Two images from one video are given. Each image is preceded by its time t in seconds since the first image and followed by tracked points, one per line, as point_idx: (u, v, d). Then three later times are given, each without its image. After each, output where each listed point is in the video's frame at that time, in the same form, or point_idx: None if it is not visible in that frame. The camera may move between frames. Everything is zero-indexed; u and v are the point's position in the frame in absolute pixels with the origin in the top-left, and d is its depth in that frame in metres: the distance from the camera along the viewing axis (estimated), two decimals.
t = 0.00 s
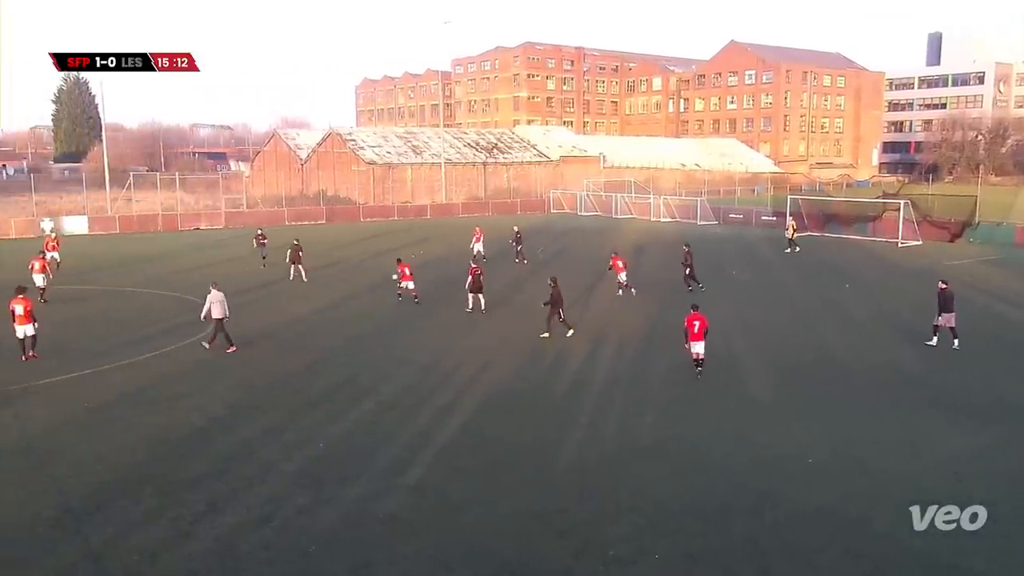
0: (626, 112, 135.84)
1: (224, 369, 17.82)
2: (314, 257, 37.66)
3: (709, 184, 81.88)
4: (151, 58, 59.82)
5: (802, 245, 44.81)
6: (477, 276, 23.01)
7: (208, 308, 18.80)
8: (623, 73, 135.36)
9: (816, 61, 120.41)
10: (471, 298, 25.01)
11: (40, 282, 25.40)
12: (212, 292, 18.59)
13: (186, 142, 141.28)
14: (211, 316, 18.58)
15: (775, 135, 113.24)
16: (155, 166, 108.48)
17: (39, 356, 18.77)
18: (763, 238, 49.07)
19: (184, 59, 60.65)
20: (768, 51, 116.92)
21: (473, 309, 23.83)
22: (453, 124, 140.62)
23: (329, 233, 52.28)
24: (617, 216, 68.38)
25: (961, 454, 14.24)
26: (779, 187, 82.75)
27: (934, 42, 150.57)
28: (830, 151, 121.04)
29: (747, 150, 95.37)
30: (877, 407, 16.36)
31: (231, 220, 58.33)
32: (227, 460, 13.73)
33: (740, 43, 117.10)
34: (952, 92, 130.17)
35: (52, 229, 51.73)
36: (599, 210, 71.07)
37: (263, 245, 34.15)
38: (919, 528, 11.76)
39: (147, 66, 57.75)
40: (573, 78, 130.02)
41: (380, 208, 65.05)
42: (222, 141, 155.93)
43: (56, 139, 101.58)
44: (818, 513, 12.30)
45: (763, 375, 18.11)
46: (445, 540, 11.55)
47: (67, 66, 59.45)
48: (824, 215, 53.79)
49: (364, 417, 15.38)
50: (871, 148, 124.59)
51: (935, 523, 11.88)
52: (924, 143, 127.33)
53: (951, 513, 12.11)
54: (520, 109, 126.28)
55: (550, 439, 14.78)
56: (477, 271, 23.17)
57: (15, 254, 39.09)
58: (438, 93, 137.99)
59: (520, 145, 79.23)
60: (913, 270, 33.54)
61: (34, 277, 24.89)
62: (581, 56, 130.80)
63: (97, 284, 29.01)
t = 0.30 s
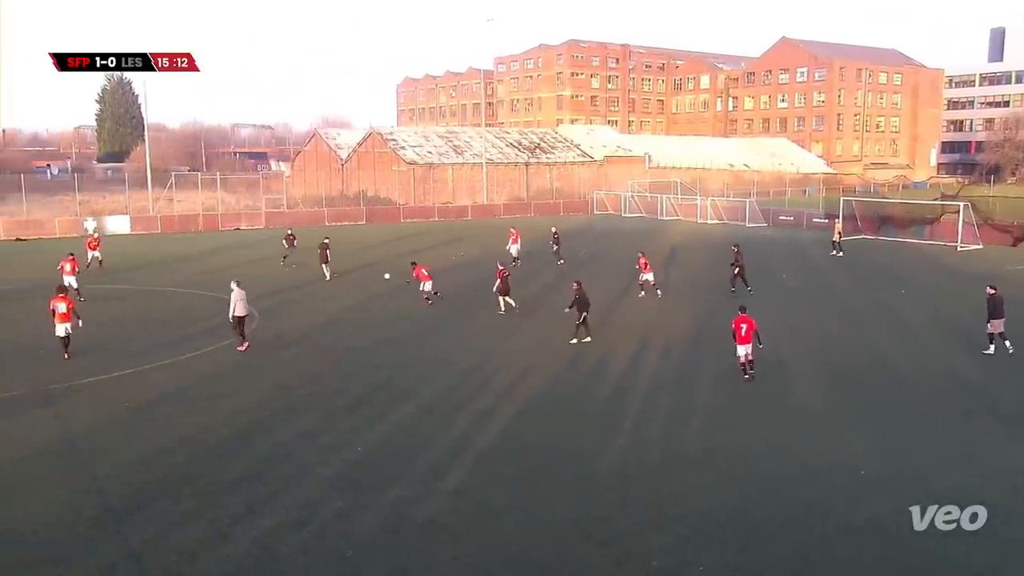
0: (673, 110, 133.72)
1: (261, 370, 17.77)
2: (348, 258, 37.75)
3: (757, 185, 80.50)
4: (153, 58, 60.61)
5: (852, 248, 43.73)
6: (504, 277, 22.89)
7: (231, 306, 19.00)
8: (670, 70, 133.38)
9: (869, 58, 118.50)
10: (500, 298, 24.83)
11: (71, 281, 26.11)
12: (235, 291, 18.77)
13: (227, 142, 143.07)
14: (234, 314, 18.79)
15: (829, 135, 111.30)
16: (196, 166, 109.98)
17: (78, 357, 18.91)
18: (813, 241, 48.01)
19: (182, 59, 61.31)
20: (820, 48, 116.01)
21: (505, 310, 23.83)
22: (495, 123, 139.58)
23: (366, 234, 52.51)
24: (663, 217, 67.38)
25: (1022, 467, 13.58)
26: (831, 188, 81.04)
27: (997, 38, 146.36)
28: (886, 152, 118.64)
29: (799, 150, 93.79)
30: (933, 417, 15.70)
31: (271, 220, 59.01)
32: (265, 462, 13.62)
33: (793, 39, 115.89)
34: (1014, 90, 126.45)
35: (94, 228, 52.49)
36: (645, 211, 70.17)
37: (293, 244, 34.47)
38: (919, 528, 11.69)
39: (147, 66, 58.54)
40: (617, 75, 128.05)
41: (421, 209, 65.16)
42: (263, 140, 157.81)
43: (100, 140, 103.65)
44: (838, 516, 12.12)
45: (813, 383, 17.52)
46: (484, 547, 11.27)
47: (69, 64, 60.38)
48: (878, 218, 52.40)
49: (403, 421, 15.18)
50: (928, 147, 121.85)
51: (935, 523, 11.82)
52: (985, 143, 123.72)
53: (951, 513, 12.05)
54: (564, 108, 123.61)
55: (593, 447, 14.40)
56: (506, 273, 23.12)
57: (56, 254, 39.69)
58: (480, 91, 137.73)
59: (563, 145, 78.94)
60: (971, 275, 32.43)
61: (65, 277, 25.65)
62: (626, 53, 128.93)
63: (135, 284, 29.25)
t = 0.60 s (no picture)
0: (722, 109, 131.65)
1: (302, 372, 17.67)
2: (386, 258, 37.93)
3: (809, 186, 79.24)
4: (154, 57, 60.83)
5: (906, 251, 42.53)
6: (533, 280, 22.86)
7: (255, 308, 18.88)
8: (720, 68, 131.12)
9: (926, 54, 115.98)
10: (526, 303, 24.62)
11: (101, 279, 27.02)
12: (259, 295, 18.61)
13: (269, 141, 144.45)
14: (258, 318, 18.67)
15: (884, 134, 108.61)
16: (238, 166, 111.36)
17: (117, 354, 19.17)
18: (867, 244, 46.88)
19: (181, 58, 61.57)
20: (874, 44, 113.57)
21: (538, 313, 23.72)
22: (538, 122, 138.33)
23: (405, 234, 52.63)
24: (711, 218, 66.78)
25: None
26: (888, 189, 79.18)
27: None
28: (945, 152, 116.11)
29: (854, 150, 91.94)
30: (995, 428, 15.02)
31: (312, 220, 59.58)
32: (304, 465, 13.47)
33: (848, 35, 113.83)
34: None
35: (137, 228, 53.44)
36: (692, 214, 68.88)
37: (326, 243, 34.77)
38: (918, 528, 11.63)
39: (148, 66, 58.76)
40: (664, 74, 126.13)
41: (462, 209, 65.11)
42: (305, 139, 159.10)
43: (144, 140, 105.53)
44: (873, 524, 11.78)
45: (867, 391, 16.94)
46: (526, 555, 10.96)
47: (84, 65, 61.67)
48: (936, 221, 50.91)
49: (443, 425, 14.93)
50: (989, 147, 118.49)
51: (935, 523, 11.75)
52: None
53: (951, 513, 11.97)
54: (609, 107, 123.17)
55: (638, 454, 14.01)
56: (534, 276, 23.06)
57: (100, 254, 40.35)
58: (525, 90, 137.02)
59: (608, 144, 78.41)
60: None
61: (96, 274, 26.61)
62: (675, 51, 127.64)
63: (172, 284, 29.51)
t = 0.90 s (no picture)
0: (772, 108, 128.26)
1: (342, 374, 17.53)
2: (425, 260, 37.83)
3: (863, 187, 77.75)
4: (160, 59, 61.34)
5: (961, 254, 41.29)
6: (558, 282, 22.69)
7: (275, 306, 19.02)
8: (770, 65, 128.02)
9: (986, 48, 113.10)
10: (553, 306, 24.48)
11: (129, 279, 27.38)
12: (280, 292, 18.77)
13: (310, 141, 145.53)
14: (278, 314, 18.81)
15: (943, 134, 106.33)
16: (279, 166, 112.38)
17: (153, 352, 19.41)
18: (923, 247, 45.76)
19: (183, 59, 62.17)
20: (933, 39, 111.06)
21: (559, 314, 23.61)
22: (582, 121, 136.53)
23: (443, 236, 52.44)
24: (759, 220, 65.29)
25: None
26: (946, 190, 77.47)
27: None
28: (1006, 152, 113.16)
29: (911, 150, 89.63)
30: None
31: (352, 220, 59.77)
32: (344, 468, 13.29)
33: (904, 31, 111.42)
34: None
35: (178, 228, 54.05)
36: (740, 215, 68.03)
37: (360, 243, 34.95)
38: (917, 528, 11.57)
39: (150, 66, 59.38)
40: (713, 71, 123.67)
41: (502, 210, 64.68)
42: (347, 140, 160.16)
43: (186, 140, 106.77)
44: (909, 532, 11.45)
45: (924, 400, 16.31)
46: (565, 564, 10.66)
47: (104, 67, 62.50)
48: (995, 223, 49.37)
49: (484, 430, 14.65)
50: None
51: (935, 523, 11.68)
52: None
53: (951, 513, 11.90)
54: (654, 105, 120.73)
55: (683, 462, 13.61)
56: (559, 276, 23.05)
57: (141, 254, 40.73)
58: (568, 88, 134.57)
59: (654, 144, 77.67)
60: None
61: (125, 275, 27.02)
62: (723, 48, 124.47)
63: (206, 284, 29.81)
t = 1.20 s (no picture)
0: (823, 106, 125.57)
1: (382, 377, 17.36)
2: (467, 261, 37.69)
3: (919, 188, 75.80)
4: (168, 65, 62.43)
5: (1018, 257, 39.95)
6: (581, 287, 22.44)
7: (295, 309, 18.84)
8: (820, 62, 125.32)
9: None
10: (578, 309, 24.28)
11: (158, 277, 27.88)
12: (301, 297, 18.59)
13: (349, 141, 146.34)
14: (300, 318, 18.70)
15: (1002, 132, 103.64)
16: (319, 166, 113.21)
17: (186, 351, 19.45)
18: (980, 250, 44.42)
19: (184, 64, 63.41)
20: (992, 35, 108.25)
21: (578, 317, 23.18)
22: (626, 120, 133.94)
23: (481, 237, 52.56)
24: (809, 222, 63.88)
25: None
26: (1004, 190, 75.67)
27: None
28: None
29: (967, 150, 87.43)
30: None
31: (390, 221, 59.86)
32: (384, 471, 13.11)
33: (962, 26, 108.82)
34: None
35: (218, 228, 54.56)
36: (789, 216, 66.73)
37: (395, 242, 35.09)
38: (917, 529, 11.45)
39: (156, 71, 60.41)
40: (761, 69, 120.12)
41: (544, 212, 63.86)
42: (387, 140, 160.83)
43: (226, 140, 108.04)
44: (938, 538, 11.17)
45: (983, 408, 15.66)
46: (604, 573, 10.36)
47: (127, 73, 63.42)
48: None
49: (525, 434, 14.35)
50: None
51: (934, 523, 11.56)
52: None
53: (951, 513, 11.77)
54: (700, 105, 117.12)
55: (730, 471, 13.21)
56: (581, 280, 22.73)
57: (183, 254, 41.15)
58: (614, 87, 134.38)
59: (700, 144, 76.83)
60: None
61: (153, 271, 27.53)
62: (772, 45, 121.20)
63: (241, 284, 30.12)
